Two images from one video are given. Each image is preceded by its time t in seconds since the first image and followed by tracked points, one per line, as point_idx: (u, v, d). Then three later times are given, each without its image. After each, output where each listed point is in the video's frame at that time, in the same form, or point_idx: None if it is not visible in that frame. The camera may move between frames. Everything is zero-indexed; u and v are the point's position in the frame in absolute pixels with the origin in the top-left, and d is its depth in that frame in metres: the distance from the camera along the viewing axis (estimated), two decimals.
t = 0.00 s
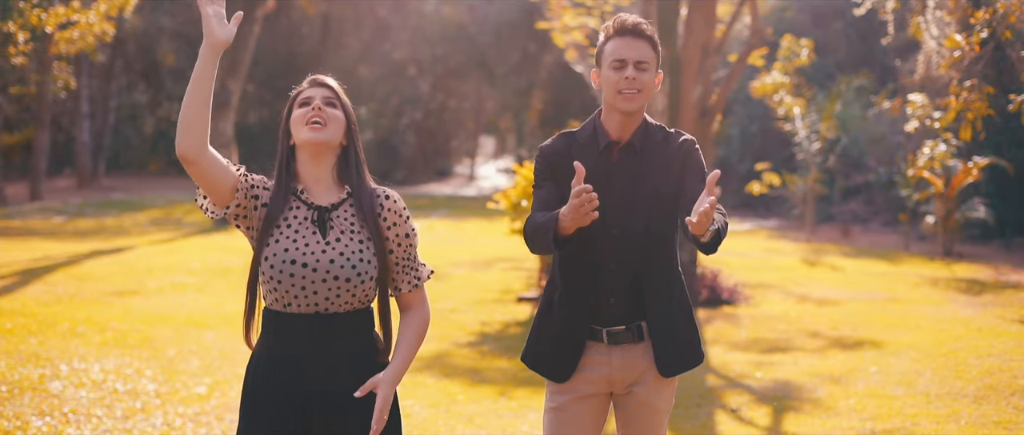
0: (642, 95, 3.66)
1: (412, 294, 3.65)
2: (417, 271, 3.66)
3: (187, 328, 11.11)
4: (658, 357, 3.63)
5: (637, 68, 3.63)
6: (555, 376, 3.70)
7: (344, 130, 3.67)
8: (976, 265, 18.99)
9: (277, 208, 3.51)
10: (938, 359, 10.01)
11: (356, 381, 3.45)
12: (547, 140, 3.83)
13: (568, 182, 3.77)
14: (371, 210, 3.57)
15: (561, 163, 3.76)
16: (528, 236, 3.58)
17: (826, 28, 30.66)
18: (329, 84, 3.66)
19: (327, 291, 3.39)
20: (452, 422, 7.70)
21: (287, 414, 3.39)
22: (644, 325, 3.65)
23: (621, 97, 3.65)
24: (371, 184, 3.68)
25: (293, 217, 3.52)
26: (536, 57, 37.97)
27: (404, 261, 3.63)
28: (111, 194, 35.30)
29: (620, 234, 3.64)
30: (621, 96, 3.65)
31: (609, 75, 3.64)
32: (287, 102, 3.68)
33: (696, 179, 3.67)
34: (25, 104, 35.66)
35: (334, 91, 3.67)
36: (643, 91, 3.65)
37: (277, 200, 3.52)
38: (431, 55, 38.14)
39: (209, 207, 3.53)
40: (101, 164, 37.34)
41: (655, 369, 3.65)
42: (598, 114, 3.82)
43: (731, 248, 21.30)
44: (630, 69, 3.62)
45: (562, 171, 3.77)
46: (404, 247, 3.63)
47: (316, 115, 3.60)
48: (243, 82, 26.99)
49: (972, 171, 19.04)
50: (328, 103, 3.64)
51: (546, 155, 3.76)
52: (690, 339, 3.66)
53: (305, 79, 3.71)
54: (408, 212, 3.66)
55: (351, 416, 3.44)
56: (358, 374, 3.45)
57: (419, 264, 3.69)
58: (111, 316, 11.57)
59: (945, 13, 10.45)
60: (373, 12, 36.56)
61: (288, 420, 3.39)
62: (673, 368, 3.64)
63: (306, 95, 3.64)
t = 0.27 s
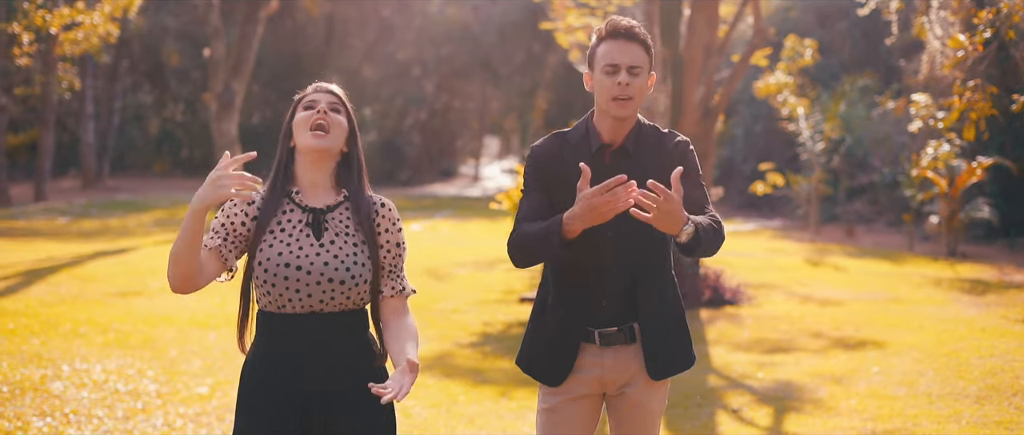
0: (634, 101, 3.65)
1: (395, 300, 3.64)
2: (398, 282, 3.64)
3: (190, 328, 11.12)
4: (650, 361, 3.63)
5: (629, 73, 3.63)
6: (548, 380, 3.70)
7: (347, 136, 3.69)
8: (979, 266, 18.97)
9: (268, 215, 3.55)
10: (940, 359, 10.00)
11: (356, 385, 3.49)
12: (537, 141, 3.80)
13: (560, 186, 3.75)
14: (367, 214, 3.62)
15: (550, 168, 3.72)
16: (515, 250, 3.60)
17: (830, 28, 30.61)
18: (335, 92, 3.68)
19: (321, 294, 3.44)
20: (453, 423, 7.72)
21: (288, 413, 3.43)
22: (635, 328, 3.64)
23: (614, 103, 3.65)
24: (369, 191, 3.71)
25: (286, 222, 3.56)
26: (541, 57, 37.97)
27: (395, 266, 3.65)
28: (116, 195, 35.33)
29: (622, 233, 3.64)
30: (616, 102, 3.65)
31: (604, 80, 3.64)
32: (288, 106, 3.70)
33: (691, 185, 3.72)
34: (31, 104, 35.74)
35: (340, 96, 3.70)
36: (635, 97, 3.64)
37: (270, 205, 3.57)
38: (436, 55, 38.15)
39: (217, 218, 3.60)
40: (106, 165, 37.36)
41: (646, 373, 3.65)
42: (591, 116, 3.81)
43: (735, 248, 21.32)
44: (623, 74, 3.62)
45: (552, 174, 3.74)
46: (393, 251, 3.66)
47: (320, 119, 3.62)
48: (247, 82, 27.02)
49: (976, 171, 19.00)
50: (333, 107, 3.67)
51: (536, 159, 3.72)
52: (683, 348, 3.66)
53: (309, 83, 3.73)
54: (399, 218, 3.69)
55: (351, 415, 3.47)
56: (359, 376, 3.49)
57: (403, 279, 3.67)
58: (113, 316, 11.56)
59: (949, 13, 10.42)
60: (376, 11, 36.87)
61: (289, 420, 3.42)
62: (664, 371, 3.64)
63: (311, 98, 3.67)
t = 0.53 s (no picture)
0: (624, 105, 3.64)
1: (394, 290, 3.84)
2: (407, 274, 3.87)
3: (194, 329, 11.11)
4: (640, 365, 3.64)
5: (619, 76, 3.62)
6: (546, 385, 3.69)
7: (339, 133, 3.81)
8: (986, 266, 18.91)
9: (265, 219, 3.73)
10: (945, 360, 9.97)
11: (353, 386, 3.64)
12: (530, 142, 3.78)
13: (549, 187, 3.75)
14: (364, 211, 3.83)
15: (538, 172, 3.70)
16: (507, 257, 3.67)
17: (837, 28, 30.55)
18: (326, 82, 3.82)
19: (320, 295, 3.61)
20: (457, 424, 7.71)
21: (285, 412, 3.57)
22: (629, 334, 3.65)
23: (605, 108, 3.64)
24: (366, 190, 3.89)
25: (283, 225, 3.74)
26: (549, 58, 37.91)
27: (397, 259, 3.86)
28: (123, 196, 35.38)
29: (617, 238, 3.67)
30: (605, 107, 3.64)
31: (594, 83, 3.63)
32: (283, 104, 3.84)
33: (687, 193, 3.71)
34: (38, 106, 35.81)
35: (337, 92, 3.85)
36: (624, 103, 3.63)
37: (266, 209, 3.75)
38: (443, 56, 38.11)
39: (226, 223, 3.80)
40: (113, 167, 37.39)
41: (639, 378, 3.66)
42: (584, 118, 3.81)
43: (742, 249, 21.26)
44: (613, 78, 3.61)
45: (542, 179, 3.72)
46: (394, 243, 3.85)
47: (313, 121, 3.75)
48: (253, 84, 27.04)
49: (983, 172, 18.94)
50: (324, 106, 3.80)
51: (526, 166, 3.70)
52: (676, 353, 3.68)
53: (299, 79, 3.86)
54: (400, 214, 3.91)
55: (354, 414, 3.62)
56: (359, 373, 3.65)
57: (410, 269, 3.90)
58: (117, 318, 11.56)
59: (957, 14, 10.39)
60: (384, 13, 36.86)
61: (288, 419, 3.57)
62: (657, 377, 3.64)
63: (302, 97, 3.80)
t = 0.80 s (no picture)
0: (621, 112, 3.62)
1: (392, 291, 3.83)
2: (409, 273, 3.88)
3: (204, 330, 11.13)
4: (635, 368, 3.64)
5: (616, 85, 3.59)
6: (540, 386, 3.70)
7: (343, 132, 3.82)
8: (998, 268, 18.84)
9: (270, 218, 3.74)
10: (955, 361, 9.94)
11: (355, 387, 3.65)
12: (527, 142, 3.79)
13: (546, 188, 3.75)
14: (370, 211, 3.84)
15: (536, 174, 3.72)
16: (506, 259, 3.68)
17: (849, 28, 30.48)
18: (328, 83, 3.83)
19: (326, 298, 3.62)
20: (465, 424, 7.73)
21: (289, 414, 3.58)
22: (631, 335, 3.64)
23: (600, 115, 3.62)
24: (369, 186, 3.89)
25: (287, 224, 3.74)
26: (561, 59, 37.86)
27: (400, 258, 3.87)
28: (136, 196, 35.47)
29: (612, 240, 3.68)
30: (601, 115, 3.62)
31: (590, 93, 3.61)
32: (286, 105, 3.84)
33: (690, 196, 3.71)
34: (51, 107, 35.95)
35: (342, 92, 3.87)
36: (620, 110, 3.61)
37: (270, 208, 3.76)
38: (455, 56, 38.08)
39: (232, 222, 3.80)
40: (126, 168, 37.47)
41: (637, 380, 3.65)
42: (581, 119, 3.80)
43: (753, 249, 21.22)
44: (608, 88, 3.59)
45: (538, 177, 3.73)
46: (397, 240, 3.86)
47: (316, 120, 3.75)
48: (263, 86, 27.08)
49: (995, 173, 18.86)
50: (327, 105, 3.80)
51: (522, 168, 3.71)
52: (676, 353, 3.68)
53: (302, 81, 3.86)
54: (405, 212, 3.91)
55: (362, 414, 3.64)
56: (364, 374, 3.66)
57: (411, 267, 3.91)
58: (128, 318, 11.58)
59: (969, 14, 10.33)
60: (397, 13, 36.85)
61: (291, 419, 3.58)
62: (657, 380, 3.64)
63: (305, 98, 3.80)
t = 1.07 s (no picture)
0: (625, 115, 3.62)
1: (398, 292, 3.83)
2: (417, 272, 3.89)
3: (218, 330, 11.16)
4: (643, 368, 3.63)
5: (622, 88, 3.58)
6: (547, 388, 3.69)
7: (352, 133, 3.83)
8: (1015, 269, 18.74)
9: (278, 219, 3.75)
10: (970, 363, 9.90)
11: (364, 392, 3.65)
12: (533, 144, 3.79)
13: (552, 189, 3.75)
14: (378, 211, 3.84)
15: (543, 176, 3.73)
16: (511, 261, 3.68)
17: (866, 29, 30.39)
18: (337, 83, 3.84)
19: (336, 299, 3.63)
20: (476, 425, 7.72)
21: (299, 415, 3.58)
22: (639, 336, 3.64)
23: (606, 117, 3.61)
24: (377, 186, 3.90)
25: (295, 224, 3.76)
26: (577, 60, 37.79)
27: (408, 258, 3.88)
28: (152, 198, 35.60)
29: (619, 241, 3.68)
30: (606, 118, 3.62)
31: (596, 95, 3.60)
32: (295, 108, 3.86)
33: (697, 196, 3.71)
34: (68, 108, 36.10)
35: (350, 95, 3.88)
36: (624, 113, 3.61)
37: (278, 208, 3.77)
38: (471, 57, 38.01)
39: (242, 222, 3.79)
40: (142, 169, 37.64)
41: (645, 381, 3.65)
42: (587, 121, 3.80)
43: (769, 250, 21.17)
44: (612, 91, 3.58)
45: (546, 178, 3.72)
46: (405, 238, 3.87)
47: (325, 121, 3.76)
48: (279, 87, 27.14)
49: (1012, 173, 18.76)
50: (336, 107, 3.81)
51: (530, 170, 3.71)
52: (684, 353, 3.68)
53: (310, 83, 3.87)
54: (414, 211, 3.92)
55: (372, 414, 3.64)
56: (374, 375, 3.67)
57: (419, 267, 3.91)
58: (143, 319, 11.62)
59: (985, 14, 10.28)
60: (412, 14, 36.85)
61: (299, 420, 3.58)
62: (665, 381, 3.65)
63: (314, 99, 3.81)
